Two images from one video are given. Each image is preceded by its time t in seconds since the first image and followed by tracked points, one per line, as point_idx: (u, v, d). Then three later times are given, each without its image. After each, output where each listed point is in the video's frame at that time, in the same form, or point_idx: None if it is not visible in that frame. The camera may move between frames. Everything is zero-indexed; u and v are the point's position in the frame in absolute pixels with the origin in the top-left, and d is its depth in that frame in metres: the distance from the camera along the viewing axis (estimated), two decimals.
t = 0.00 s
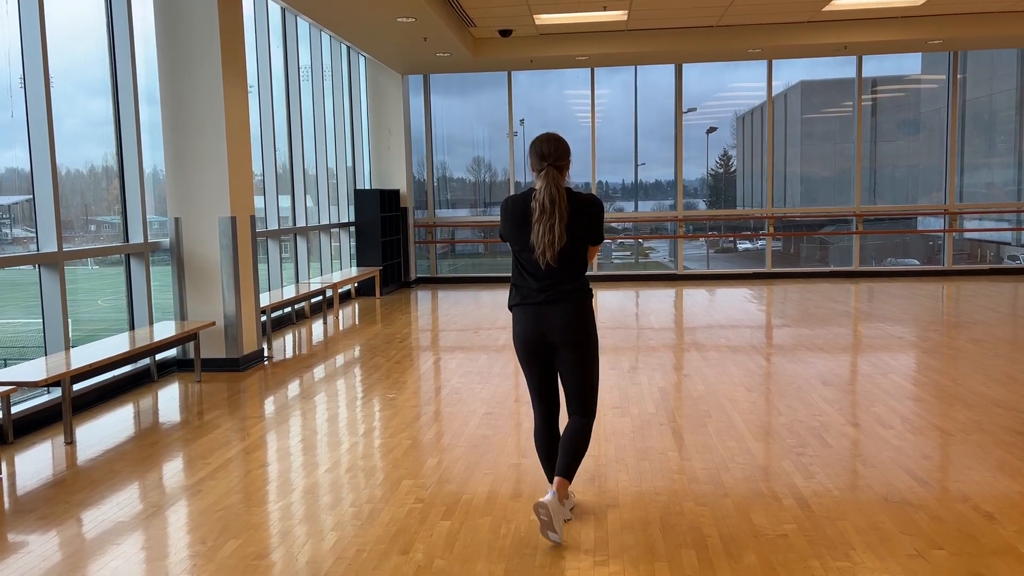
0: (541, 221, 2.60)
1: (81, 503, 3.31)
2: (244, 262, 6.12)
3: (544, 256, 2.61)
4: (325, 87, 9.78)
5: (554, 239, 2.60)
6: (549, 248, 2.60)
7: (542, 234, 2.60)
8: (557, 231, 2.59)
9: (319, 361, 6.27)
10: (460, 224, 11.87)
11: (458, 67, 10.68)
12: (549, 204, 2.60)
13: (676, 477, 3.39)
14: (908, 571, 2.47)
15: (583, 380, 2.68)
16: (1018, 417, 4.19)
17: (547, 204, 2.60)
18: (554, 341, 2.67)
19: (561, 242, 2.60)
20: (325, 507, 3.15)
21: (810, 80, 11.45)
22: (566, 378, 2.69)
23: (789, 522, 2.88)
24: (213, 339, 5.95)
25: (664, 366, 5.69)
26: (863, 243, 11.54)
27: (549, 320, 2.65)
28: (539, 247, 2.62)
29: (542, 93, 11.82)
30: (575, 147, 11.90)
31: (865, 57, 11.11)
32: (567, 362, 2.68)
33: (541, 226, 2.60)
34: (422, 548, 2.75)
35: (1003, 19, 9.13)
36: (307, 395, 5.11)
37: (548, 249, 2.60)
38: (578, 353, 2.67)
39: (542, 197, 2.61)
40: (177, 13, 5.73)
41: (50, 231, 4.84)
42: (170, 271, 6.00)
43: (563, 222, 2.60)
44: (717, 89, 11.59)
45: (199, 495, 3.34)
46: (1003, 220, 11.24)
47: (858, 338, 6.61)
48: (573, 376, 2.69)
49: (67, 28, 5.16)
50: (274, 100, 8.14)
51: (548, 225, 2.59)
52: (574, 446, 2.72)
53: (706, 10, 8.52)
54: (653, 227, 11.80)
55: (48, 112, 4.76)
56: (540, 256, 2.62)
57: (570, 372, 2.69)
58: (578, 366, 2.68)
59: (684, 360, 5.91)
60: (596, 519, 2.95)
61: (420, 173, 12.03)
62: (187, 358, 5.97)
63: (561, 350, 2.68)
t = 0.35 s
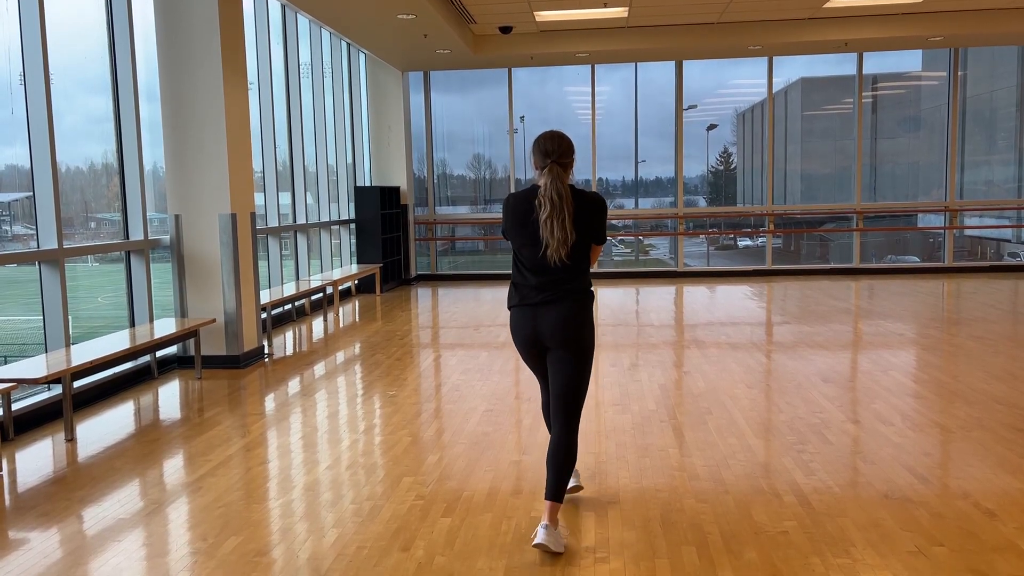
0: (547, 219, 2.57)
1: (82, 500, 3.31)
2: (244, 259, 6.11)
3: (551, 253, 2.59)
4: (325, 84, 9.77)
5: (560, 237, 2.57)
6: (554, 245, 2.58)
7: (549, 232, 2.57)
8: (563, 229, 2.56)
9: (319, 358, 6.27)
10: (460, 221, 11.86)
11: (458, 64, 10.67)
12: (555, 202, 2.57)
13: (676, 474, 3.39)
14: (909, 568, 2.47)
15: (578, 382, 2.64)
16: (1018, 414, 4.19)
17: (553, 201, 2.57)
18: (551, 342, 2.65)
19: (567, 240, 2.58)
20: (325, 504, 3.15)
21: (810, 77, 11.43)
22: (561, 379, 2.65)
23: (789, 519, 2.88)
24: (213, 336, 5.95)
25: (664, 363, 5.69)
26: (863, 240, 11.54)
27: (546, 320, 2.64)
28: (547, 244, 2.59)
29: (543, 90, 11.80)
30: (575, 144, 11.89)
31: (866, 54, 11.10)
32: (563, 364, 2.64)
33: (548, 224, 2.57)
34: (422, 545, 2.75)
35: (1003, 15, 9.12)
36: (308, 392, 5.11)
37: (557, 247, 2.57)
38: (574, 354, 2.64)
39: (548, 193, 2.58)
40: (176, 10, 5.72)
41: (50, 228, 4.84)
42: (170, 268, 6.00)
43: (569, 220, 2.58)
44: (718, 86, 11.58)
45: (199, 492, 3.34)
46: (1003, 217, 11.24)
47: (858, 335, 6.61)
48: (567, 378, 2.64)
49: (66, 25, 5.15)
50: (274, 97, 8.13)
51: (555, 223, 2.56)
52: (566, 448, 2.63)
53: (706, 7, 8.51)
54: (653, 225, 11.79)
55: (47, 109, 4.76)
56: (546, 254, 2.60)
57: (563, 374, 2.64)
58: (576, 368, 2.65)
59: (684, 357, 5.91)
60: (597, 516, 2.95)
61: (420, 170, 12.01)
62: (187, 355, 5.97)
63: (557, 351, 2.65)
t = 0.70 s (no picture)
0: (552, 230, 2.56)
1: (82, 497, 3.32)
2: (244, 258, 6.11)
3: (559, 262, 2.58)
4: (325, 83, 9.77)
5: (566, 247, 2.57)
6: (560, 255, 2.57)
7: (555, 243, 2.56)
8: (570, 239, 2.56)
9: (320, 356, 6.27)
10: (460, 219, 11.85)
11: (458, 61, 10.67)
12: (559, 214, 2.57)
13: (676, 472, 3.40)
14: (909, 567, 2.47)
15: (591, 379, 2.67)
16: (1018, 412, 4.19)
17: (557, 214, 2.56)
18: (564, 342, 2.66)
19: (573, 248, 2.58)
20: (325, 502, 3.15)
21: (810, 75, 11.43)
22: (574, 376, 2.67)
23: (789, 516, 2.88)
24: (213, 334, 5.95)
25: (664, 361, 5.69)
26: (863, 238, 11.53)
27: (559, 321, 2.64)
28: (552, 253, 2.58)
29: (543, 88, 11.80)
30: (575, 142, 11.90)
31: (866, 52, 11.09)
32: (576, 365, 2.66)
33: (554, 235, 2.56)
34: (422, 542, 2.75)
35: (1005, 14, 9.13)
36: (308, 389, 5.11)
37: (561, 256, 2.56)
38: (587, 353, 2.66)
39: (553, 206, 2.57)
40: (176, 7, 5.71)
41: (50, 226, 4.83)
42: (170, 266, 6.01)
43: (574, 229, 2.57)
44: (718, 84, 11.58)
45: (199, 490, 3.34)
46: (1003, 215, 11.25)
47: (858, 333, 6.61)
48: (580, 374, 2.67)
49: (66, 22, 5.15)
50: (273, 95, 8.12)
51: (560, 235, 2.55)
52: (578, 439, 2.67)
53: (706, 5, 8.50)
54: (653, 223, 11.78)
55: (46, 106, 4.75)
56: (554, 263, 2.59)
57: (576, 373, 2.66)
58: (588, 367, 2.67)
59: (684, 355, 5.91)
60: (597, 514, 2.95)
61: (420, 168, 12.01)
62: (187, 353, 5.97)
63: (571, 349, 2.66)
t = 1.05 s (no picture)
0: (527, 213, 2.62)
1: (81, 496, 3.31)
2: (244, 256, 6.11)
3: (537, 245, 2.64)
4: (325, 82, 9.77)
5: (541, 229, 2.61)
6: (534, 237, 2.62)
7: (528, 225, 2.62)
8: (543, 221, 2.59)
9: (319, 355, 6.26)
10: (459, 218, 11.84)
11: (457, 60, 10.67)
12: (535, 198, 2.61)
13: (676, 471, 3.39)
14: (909, 566, 2.47)
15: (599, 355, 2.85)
16: (1017, 411, 4.19)
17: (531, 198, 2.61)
18: (579, 315, 2.75)
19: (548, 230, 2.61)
20: (324, 501, 3.15)
21: (810, 74, 11.43)
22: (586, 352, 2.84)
23: (788, 515, 2.89)
24: (213, 333, 5.94)
25: (664, 360, 5.69)
26: (862, 237, 11.53)
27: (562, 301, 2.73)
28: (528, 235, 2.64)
29: (542, 87, 11.80)
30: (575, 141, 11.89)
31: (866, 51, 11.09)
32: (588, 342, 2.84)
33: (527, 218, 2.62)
34: (422, 541, 2.75)
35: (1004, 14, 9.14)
36: (307, 388, 5.11)
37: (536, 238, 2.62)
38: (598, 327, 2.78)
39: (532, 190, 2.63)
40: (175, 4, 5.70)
41: (49, 225, 4.82)
42: (169, 265, 6.00)
43: (548, 211, 2.59)
44: (717, 83, 11.57)
45: (199, 489, 3.34)
46: (1002, 214, 11.25)
47: (857, 332, 6.61)
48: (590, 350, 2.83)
49: (66, 21, 5.14)
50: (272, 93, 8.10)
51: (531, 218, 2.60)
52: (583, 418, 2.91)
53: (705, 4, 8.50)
54: (652, 222, 11.78)
55: (46, 105, 4.74)
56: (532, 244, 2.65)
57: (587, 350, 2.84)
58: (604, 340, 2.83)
59: (683, 354, 5.90)
60: (597, 513, 2.95)
61: (419, 167, 12.00)
62: (187, 352, 5.98)
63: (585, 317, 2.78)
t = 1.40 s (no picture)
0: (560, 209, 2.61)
1: (81, 496, 3.31)
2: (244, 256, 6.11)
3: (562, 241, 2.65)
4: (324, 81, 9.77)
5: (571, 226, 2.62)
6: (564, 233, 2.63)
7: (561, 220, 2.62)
8: (575, 219, 2.61)
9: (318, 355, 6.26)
10: (458, 218, 11.84)
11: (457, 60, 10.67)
12: (568, 194, 2.61)
13: (675, 470, 3.40)
14: (908, 566, 2.47)
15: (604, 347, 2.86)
16: (1016, 411, 4.20)
17: (566, 193, 2.61)
18: (588, 311, 2.77)
19: (579, 227, 2.63)
20: (324, 501, 3.15)
21: (809, 74, 11.44)
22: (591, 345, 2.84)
23: (788, 515, 2.89)
24: (212, 332, 5.94)
25: (663, 360, 5.69)
26: (861, 237, 11.53)
27: (573, 296, 2.73)
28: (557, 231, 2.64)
29: (541, 86, 11.81)
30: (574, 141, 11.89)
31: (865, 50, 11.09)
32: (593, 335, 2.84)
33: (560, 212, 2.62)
34: (421, 541, 2.75)
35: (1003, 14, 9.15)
36: (307, 388, 5.11)
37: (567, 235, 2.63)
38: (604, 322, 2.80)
39: (563, 186, 2.63)
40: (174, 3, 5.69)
41: (48, 224, 4.82)
42: (168, 264, 5.99)
43: (581, 209, 2.62)
44: (717, 83, 11.58)
45: (198, 489, 3.34)
46: (1001, 214, 11.25)
47: (856, 332, 6.61)
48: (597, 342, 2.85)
49: (65, 20, 5.14)
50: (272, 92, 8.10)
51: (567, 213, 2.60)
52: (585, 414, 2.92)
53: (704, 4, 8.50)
54: (651, 222, 11.79)
55: (44, 104, 4.74)
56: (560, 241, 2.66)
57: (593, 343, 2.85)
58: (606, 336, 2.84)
59: (682, 354, 5.91)
60: (596, 514, 2.95)
61: (418, 167, 12.01)
62: (186, 351, 5.98)
63: (592, 314, 2.79)
